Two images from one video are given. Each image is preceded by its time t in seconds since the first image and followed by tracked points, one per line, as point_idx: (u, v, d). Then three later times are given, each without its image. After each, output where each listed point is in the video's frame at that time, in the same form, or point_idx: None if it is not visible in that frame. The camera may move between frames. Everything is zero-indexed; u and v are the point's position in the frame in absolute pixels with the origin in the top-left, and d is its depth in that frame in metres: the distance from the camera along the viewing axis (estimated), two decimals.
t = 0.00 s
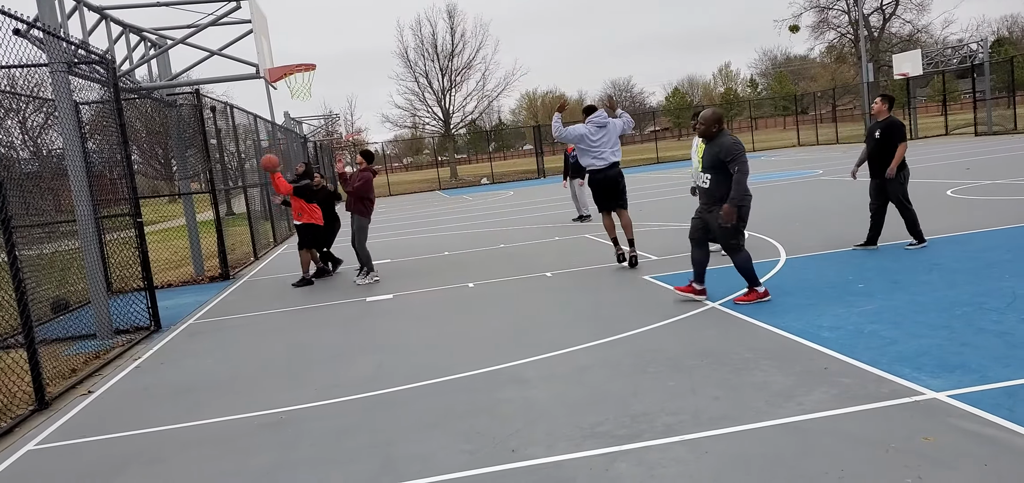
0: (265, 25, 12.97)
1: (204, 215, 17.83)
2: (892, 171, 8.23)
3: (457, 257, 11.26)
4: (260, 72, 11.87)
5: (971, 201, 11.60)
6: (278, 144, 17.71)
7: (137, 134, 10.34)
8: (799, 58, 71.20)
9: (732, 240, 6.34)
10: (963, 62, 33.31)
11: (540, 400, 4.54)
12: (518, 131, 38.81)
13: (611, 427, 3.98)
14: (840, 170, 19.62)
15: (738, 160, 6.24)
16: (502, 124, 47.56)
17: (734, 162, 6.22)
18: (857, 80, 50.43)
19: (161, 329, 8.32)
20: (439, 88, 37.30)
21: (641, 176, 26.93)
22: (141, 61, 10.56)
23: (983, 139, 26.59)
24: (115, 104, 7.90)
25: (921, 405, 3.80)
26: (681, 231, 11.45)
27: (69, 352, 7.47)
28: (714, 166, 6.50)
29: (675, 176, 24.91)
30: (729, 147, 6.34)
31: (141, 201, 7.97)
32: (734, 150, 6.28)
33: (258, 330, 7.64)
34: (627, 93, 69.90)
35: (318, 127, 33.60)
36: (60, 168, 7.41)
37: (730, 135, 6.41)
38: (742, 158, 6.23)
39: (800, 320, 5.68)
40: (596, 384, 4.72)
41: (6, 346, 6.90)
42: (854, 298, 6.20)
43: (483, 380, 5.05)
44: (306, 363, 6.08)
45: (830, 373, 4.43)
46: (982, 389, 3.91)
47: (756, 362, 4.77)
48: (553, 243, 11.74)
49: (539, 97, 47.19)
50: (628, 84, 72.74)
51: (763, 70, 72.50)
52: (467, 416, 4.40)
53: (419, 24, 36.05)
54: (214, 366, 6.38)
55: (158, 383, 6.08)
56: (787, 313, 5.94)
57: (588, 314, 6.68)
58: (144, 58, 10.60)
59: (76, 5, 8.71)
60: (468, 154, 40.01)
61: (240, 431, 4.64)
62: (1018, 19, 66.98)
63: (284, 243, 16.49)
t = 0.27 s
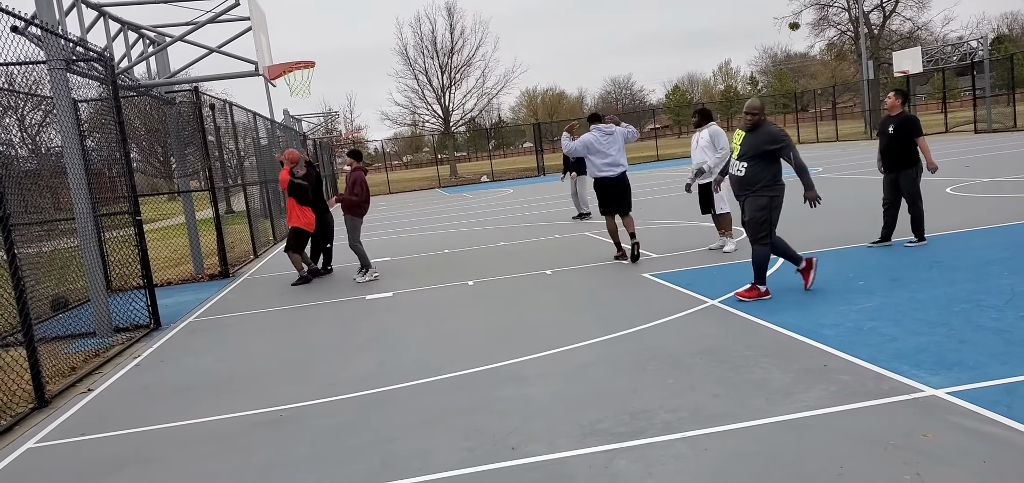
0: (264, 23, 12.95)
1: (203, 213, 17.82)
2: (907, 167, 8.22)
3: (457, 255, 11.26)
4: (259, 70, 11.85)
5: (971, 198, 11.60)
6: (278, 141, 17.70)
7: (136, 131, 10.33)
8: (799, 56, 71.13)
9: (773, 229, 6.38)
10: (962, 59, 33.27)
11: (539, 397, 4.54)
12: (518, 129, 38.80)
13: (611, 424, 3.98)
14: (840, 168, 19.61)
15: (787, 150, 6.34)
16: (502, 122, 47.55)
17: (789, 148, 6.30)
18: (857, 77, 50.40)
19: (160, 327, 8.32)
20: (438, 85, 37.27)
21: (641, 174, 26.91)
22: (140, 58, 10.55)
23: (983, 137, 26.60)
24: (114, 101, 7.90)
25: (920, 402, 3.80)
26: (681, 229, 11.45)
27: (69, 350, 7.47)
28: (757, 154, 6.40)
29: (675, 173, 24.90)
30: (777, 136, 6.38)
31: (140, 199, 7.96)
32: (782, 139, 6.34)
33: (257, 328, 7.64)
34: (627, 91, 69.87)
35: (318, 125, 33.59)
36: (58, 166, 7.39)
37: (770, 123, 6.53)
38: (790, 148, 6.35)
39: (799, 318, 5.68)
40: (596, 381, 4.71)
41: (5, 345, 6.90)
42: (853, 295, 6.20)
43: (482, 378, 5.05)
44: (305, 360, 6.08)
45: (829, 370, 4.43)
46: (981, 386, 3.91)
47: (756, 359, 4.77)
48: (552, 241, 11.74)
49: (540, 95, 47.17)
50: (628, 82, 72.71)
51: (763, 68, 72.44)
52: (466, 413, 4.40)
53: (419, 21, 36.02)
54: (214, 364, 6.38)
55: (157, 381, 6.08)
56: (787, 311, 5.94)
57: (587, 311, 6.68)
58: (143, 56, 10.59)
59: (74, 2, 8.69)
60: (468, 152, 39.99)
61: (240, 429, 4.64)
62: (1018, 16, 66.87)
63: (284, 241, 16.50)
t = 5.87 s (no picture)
0: None
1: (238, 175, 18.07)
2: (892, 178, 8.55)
3: (487, 239, 11.35)
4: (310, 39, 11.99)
5: (1009, 232, 11.47)
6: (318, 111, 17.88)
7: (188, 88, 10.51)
8: (839, 74, 70.22)
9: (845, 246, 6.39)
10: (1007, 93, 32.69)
11: (577, 384, 4.61)
12: (550, 121, 38.77)
13: (650, 417, 4.05)
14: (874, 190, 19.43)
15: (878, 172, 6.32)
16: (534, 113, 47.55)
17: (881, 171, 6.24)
18: (897, 101, 49.71)
19: (197, 281, 8.50)
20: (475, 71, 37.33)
21: (669, 178, 26.84)
22: (197, 17, 10.71)
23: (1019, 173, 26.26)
24: (175, 57, 8.04)
25: (960, 426, 3.82)
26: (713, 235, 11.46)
27: (110, 294, 7.67)
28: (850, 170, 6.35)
29: (705, 181, 24.80)
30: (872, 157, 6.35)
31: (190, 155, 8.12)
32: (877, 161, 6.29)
33: (294, 291, 7.79)
34: (661, 94, 69.46)
35: (354, 99, 33.82)
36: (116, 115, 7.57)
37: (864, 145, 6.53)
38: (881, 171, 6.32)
39: (835, 333, 5.70)
40: (633, 374, 4.78)
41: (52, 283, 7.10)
42: (890, 316, 6.20)
43: (519, 360, 5.13)
44: (343, 326, 6.21)
45: (867, 386, 4.46)
46: (1021, 416, 3.93)
47: (793, 369, 4.81)
48: (583, 235, 11.79)
49: (574, 89, 47.07)
50: (663, 85, 72.26)
51: (801, 83, 71.63)
52: (505, 392, 4.49)
53: (462, 5, 36.06)
54: (253, 322, 6.52)
55: (198, 332, 6.24)
56: (823, 325, 5.95)
57: (621, 306, 6.74)
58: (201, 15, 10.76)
59: None
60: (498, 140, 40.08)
61: (282, 385, 4.76)
62: None
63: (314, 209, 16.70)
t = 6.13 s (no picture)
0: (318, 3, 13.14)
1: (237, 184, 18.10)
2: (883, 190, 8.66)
3: (486, 248, 11.36)
4: (310, 49, 12.03)
5: (1006, 240, 11.50)
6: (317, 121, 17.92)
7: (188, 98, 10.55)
8: (836, 83, 70.50)
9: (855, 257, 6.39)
10: (1003, 101, 32.81)
11: (576, 393, 4.62)
12: (548, 130, 38.86)
13: (649, 425, 4.05)
14: (872, 198, 19.47)
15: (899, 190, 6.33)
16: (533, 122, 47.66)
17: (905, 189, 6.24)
18: (893, 110, 49.87)
19: (196, 291, 8.49)
20: (473, 80, 37.43)
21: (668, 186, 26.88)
22: (197, 27, 10.75)
23: (1017, 181, 26.31)
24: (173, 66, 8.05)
25: (959, 434, 3.83)
26: (711, 243, 11.47)
27: (109, 304, 7.67)
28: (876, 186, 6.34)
29: (703, 189, 24.85)
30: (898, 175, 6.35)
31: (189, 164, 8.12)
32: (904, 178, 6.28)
33: (292, 301, 7.78)
34: (659, 102, 69.70)
35: (353, 108, 33.90)
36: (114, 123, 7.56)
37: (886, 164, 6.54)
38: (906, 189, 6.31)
39: (834, 341, 5.71)
40: (632, 383, 4.78)
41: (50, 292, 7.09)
42: (889, 324, 6.21)
43: (518, 369, 5.13)
44: (342, 335, 6.21)
45: (866, 394, 4.46)
46: (1021, 424, 3.93)
47: (792, 377, 4.81)
48: (581, 243, 11.80)
49: (572, 98, 47.20)
50: (661, 93, 72.52)
51: (798, 91, 71.90)
52: (504, 401, 4.49)
53: (461, 14, 36.17)
54: (251, 331, 6.52)
55: (197, 341, 6.24)
56: (822, 333, 5.96)
57: (619, 315, 6.74)
58: (200, 25, 10.80)
59: None
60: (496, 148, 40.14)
61: (281, 395, 4.76)
62: None
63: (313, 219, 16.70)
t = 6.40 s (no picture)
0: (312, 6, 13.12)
1: (234, 188, 18.06)
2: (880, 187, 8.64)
3: (483, 250, 11.35)
4: (304, 51, 12.00)
5: (1003, 236, 11.50)
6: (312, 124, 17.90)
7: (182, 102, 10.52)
8: (832, 81, 70.58)
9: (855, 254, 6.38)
10: (998, 97, 32.86)
11: (574, 393, 4.61)
12: (545, 131, 38.86)
13: (647, 425, 4.04)
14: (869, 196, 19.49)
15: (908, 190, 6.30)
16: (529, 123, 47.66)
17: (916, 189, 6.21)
18: (889, 107, 49.94)
19: (192, 295, 8.47)
20: (469, 81, 37.42)
21: (665, 186, 26.88)
22: (190, 31, 10.73)
23: (1013, 177, 26.33)
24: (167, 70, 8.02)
25: (957, 429, 3.82)
26: (708, 243, 11.47)
27: (105, 309, 7.64)
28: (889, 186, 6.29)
29: (700, 188, 24.85)
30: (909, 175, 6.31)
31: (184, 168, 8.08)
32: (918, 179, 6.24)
33: (289, 304, 7.76)
34: (655, 102, 69.75)
35: (349, 111, 33.88)
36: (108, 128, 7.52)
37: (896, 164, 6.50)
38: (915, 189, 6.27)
39: (831, 338, 5.70)
40: (630, 383, 4.77)
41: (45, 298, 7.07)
42: (886, 321, 6.21)
43: (516, 370, 5.12)
44: (339, 338, 6.19)
45: (863, 391, 4.46)
46: (1018, 419, 3.93)
47: (790, 375, 4.81)
48: (579, 244, 11.80)
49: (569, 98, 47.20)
50: (657, 93, 72.56)
51: (794, 90, 71.99)
52: (502, 402, 4.47)
53: (456, 16, 36.13)
54: (248, 335, 6.50)
55: (194, 346, 6.22)
56: (819, 330, 5.96)
57: (616, 315, 6.73)
58: (194, 29, 10.77)
59: None
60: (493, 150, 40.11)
61: (278, 398, 4.74)
62: None
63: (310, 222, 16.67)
